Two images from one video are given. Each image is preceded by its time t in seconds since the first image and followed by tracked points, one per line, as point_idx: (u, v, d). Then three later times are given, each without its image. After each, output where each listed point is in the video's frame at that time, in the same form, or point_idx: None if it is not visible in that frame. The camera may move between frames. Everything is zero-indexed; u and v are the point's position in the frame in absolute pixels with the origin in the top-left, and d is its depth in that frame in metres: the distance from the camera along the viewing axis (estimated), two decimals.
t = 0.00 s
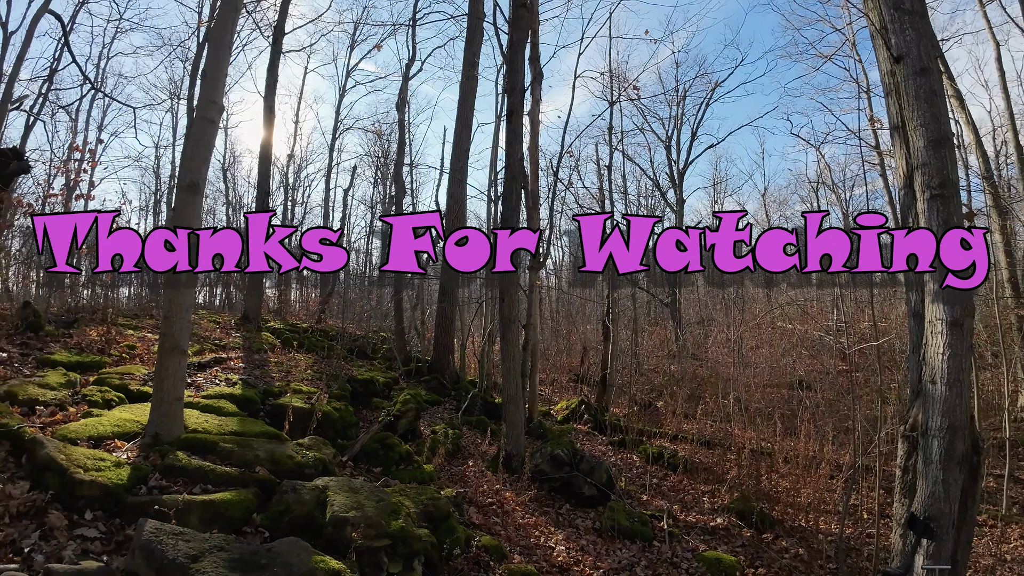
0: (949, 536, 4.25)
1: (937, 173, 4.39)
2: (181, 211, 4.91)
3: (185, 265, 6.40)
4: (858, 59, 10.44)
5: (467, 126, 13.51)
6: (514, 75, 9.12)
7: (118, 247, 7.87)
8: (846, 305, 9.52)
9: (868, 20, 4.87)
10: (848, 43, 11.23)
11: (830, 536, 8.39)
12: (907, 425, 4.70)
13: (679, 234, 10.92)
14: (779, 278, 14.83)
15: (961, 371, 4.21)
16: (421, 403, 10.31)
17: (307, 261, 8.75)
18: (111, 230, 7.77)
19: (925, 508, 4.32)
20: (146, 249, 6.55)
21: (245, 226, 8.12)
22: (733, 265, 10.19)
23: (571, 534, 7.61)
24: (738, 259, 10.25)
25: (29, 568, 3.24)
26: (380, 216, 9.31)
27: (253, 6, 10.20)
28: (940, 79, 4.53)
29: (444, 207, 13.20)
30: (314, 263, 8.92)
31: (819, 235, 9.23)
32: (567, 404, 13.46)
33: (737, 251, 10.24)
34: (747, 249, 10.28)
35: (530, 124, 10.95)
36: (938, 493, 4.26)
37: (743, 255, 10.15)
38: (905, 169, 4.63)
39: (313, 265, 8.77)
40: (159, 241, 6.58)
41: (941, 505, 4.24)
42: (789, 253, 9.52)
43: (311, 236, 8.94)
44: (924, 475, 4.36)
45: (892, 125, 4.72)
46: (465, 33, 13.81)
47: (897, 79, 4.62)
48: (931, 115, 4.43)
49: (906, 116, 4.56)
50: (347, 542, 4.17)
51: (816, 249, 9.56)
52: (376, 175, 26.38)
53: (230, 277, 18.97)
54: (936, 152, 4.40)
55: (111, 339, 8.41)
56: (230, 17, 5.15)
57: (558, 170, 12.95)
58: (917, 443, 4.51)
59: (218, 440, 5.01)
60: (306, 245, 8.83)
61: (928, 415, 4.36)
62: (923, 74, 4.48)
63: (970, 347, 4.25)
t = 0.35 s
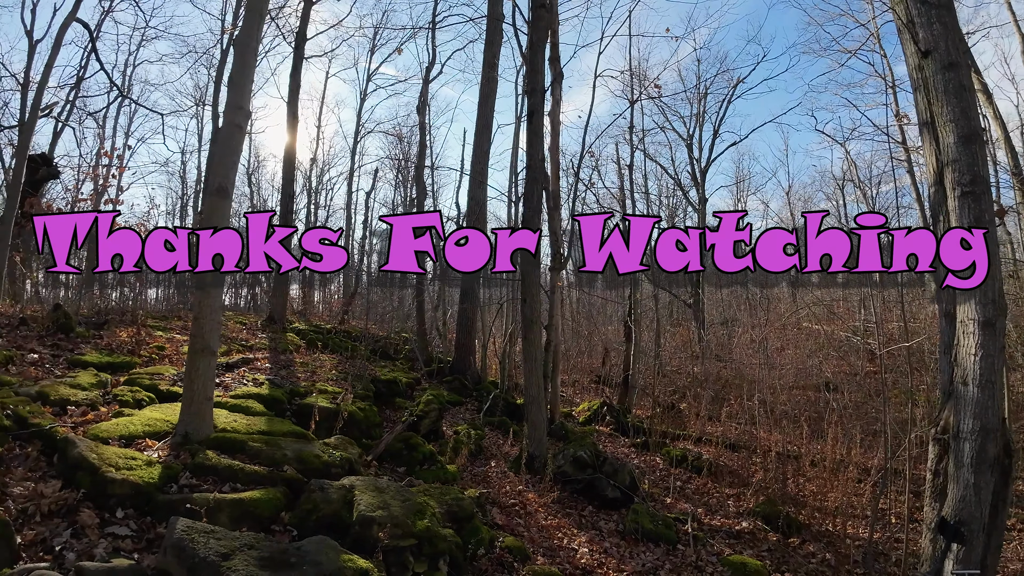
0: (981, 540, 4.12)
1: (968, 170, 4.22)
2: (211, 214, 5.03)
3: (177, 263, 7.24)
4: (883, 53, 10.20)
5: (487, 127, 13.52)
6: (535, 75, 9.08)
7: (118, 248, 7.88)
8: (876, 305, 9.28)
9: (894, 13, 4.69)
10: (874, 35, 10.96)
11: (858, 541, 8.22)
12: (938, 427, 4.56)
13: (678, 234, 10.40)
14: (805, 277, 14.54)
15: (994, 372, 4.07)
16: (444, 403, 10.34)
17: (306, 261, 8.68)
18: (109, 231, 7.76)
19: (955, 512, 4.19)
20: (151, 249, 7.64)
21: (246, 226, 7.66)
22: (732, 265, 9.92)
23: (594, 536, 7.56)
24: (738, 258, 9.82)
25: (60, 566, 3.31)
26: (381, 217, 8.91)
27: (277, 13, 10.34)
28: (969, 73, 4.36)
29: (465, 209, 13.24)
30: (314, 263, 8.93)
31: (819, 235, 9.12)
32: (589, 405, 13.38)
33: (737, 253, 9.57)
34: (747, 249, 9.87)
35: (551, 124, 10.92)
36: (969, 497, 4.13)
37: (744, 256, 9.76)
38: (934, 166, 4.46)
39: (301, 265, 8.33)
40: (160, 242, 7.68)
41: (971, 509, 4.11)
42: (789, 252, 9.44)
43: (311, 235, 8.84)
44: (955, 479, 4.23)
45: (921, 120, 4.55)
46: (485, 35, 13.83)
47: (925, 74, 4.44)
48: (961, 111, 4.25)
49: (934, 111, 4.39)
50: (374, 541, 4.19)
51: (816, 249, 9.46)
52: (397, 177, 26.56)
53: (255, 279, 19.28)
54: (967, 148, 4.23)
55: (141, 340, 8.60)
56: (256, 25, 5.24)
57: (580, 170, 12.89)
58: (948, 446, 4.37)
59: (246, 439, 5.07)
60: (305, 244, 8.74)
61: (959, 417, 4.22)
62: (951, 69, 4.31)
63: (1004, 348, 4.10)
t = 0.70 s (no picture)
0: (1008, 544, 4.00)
1: (996, 165, 4.07)
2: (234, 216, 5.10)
3: (173, 264, 7.58)
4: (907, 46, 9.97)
5: (505, 129, 13.51)
6: (553, 75, 9.03)
7: (118, 247, 7.83)
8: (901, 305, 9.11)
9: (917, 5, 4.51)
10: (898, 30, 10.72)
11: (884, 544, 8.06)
12: (966, 428, 4.42)
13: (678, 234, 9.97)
14: (830, 276, 14.27)
15: None
16: (464, 404, 10.36)
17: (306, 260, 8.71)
18: (109, 230, 7.70)
19: (982, 516, 4.07)
20: (150, 248, 7.89)
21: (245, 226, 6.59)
22: (731, 264, 9.76)
23: (615, 538, 7.51)
24: (738, 258, 9.60)
25: (89, 564, 3.35)
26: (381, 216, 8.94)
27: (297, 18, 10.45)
28: (996, 68, 4.19)
29: (484, 210, 13.25)
30: (313, 262, 8.91)
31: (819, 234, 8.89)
32: (609, 407, 13.29)
33: (736, 252, 9.39)
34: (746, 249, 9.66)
35: (570, 125, 10.88)
36: (997, 500, 4.00)
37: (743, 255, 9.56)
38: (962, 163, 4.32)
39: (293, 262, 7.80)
40: (160, 242, 7.93)
41: (999, 512, 3.98)
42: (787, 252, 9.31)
43: (311, 235, 8.80)
44: (983, 481, 4.09)
45: (947, 116, 4.40)
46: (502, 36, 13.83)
47: (951, 69, 4.28)
48: (988, 106, 4.10)
49: (961, 106, 4.23)
50: (398, 541, 4.20)
51: (816, 249, 9.18)
52: (416, 180, 26.71)
53: (277, 281, 19.54)
54: (995, 144, 4.08)
55: (167, 341, 8.75)
56: (277, 31, 5.29)
57: (599, 170, 12.82)
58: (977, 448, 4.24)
59: (272, 438, 5.12)
60: (292, 247, 8.11)
61: (988, 419, 4.08)
62: (977, 64, 4.16)
63: None
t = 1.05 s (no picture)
0: None
1: None
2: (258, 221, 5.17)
3: (174, 264, 7.84)
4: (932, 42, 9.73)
5: (525, 130, 13.50)
6: (573, 76, 8.98)
7: (117, 247, 7.68)
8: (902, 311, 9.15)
9: None
10: (924, 25, 10.46)
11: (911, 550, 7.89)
12: (997, 431, 4.24)
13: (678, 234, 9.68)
14: (856, 275, 13.97)
15: None
16: (485, 405, 10.37)
17: (306, 260, 8.59)
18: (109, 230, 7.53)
19: (1012, 521, 3.91)
20: (150, 248, 8.03)
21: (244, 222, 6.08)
22: (732, 264, 9.66)
23: (638, 541, 7.44)
24: (738, 258, 9.44)
25: (119, 562, 3.41)
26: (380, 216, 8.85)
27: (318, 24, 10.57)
28: None
29: (504, 211, 13.25)
30: (313, 262, 8.81)
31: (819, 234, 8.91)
32: (631, 408, 13.17)
33: (735, 252, 9.25)
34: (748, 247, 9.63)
35: (590, 125, 10.83)
36: None
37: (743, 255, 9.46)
38: (992, 160, 4.17)
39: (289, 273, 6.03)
40: (160, 242, 8.05)
41: None
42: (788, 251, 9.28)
43: (311, 235, 8.79)
44: (1012, 485, 3.94)
45: (975, 112, 4.28)
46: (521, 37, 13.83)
47: (978, 64, 4.16)
48: (1018, 100, 3.94)
49: (990, 102, 4.08)
50: (423, 541, 4.21)
51: (816, 249, 9.19)
52: (437, 181, 26.84)
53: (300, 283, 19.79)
54: None
55: (194, 342, 8.91)
56: (301, 38, 5.33)
57: (619, 170, 12.74)
58: (1007, 451, 4.08)
59: (298, 438, 5.17)
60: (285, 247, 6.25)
61: (1018, 422, 3.90)
62: (1005, 59, 4.04)
63: None
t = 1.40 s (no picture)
0: None
1: None
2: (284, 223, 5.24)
3: (173, 264, 7.83)
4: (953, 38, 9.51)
5: (542, 131, 13.47)
6: (591, 77, 8.91)
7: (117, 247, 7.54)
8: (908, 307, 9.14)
9: None
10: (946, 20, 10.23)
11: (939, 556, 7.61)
12: None
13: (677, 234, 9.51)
14: (881, 275, 13.66)
15: None
16: (504, 406, 10.35)
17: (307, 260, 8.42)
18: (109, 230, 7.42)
19: None
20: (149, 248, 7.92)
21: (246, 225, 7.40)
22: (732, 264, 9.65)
23: (659, 545, 7.36)
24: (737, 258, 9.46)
25: (146, 560, 3.45)
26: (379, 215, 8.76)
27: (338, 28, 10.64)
28: None
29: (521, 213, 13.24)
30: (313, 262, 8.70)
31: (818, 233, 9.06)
32: (651, 411, 13.04)
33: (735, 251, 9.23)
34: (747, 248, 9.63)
35: (608, 125, 10.76)
36: None
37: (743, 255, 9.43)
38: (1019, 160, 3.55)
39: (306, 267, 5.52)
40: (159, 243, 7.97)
41: None
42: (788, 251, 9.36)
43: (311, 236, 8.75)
44: None
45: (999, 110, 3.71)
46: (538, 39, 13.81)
47: (1003, 60, 3.63)
48: None
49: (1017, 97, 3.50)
50: (445, 542, 4.21)
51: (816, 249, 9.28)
52: (455, 183, 26.92)
53: (320, 284, 19.98)
54: None
55: (219, 343, 9.03)
56: (322, 43, 5.38)
57: (638, 170, 12.65)
58: None
59: (322, 438, 5.21)
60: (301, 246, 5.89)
61: None
62: None
63: None
